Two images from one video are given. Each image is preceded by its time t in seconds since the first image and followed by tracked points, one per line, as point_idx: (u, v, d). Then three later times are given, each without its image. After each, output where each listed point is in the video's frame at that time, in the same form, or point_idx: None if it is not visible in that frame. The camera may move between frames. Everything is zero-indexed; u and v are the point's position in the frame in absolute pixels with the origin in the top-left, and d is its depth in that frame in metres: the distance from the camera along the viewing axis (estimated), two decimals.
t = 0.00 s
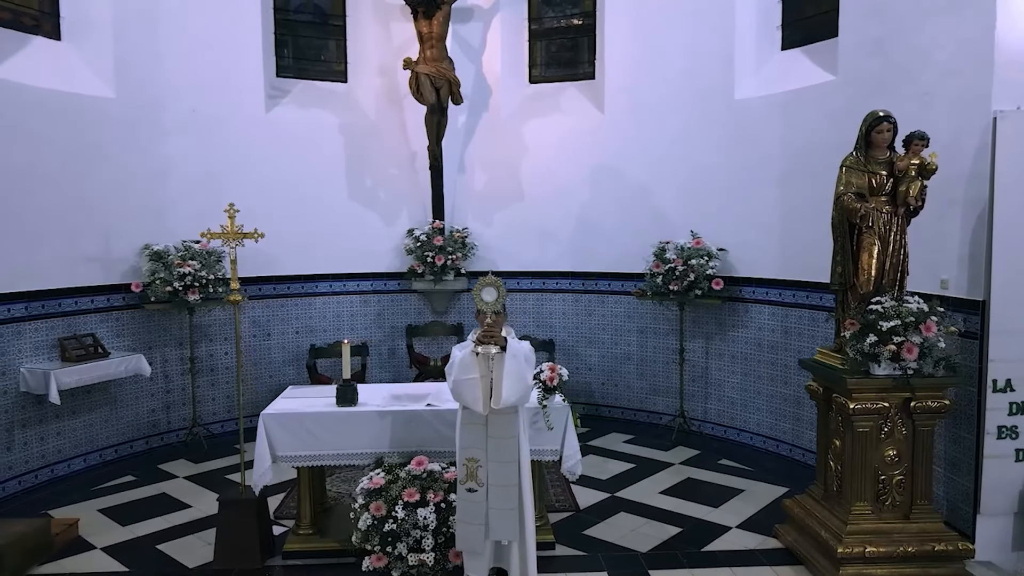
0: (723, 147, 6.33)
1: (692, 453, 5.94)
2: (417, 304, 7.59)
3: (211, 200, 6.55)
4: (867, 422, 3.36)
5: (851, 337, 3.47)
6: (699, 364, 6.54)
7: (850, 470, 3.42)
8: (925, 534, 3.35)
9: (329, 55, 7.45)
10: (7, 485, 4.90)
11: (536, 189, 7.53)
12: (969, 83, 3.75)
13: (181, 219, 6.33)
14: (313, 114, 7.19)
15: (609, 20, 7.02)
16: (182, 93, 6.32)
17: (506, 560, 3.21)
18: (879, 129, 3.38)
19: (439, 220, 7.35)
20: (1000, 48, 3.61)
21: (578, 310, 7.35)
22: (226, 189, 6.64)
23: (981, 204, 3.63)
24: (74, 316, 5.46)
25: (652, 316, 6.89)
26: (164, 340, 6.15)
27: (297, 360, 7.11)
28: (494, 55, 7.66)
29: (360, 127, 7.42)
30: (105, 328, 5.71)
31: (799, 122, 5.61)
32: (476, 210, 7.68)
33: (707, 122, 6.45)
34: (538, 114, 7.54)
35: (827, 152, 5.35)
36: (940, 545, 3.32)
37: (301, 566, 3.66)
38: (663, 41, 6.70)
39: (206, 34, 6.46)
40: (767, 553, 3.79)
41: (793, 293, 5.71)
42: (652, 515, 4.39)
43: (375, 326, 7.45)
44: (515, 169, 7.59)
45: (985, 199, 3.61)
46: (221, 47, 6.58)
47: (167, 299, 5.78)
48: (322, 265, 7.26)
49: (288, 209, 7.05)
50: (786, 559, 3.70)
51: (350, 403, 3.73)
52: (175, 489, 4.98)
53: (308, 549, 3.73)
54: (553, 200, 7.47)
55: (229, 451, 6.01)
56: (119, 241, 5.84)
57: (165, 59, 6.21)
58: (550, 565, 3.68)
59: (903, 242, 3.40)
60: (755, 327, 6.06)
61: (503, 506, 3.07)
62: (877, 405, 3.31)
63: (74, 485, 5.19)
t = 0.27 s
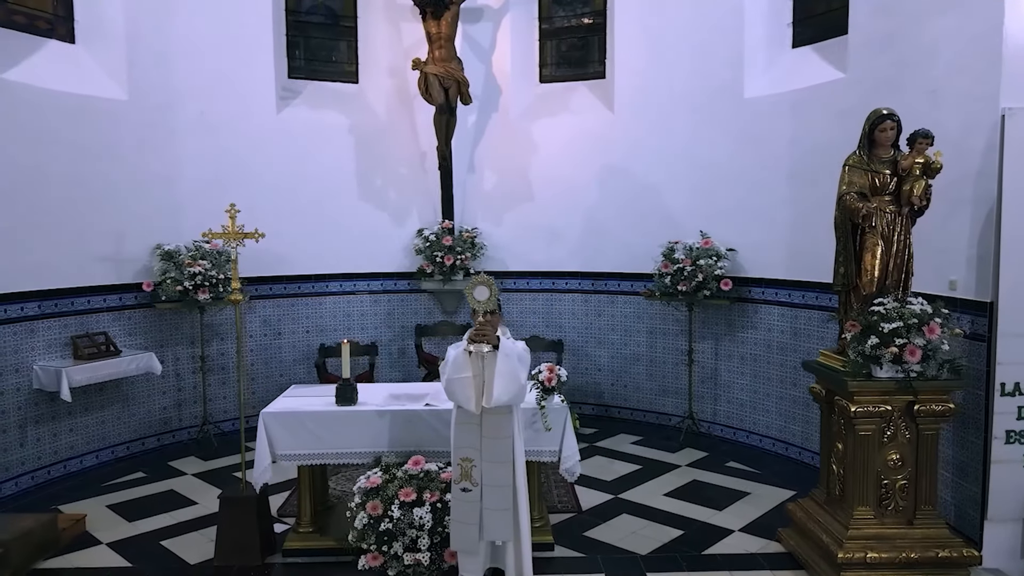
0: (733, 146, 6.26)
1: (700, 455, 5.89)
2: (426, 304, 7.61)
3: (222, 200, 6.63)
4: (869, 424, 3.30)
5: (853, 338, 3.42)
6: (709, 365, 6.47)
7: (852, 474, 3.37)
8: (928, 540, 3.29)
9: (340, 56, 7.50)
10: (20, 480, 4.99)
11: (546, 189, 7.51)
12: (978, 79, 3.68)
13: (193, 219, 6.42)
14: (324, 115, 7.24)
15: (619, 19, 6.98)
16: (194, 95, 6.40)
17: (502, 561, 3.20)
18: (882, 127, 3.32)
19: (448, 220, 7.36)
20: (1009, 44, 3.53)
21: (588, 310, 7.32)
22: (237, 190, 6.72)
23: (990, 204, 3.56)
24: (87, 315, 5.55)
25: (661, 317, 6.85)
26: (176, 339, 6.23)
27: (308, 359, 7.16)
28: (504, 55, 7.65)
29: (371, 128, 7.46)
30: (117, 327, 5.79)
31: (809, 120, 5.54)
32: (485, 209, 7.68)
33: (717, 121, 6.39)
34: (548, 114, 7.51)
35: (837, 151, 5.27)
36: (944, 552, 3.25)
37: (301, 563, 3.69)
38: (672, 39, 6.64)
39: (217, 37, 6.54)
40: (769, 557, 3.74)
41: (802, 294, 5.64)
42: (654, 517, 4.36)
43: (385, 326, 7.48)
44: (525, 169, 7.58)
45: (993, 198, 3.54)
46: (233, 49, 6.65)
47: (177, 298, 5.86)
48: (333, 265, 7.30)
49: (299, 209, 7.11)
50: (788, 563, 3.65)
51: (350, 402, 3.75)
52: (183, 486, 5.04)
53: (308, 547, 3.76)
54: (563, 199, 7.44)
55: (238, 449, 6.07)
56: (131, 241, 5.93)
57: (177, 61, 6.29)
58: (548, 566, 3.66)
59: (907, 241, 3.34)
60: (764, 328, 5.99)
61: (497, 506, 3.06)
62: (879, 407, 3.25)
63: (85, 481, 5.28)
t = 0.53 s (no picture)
0: (741, 146, 6.21)
1: (706, 456, 5.84)
2: (434, 303, 7.62)
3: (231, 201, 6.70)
4: (870, 427, 3.26)
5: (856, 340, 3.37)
6: (716, 366, 6.42)
7: (853, 478, 3.32)
8: (931, 544, 3.24)
9: (349, 56, 7.52)
10: (30, 477, 5.06)
11: (553, 189, 7.49)
12: (985, 77, 3.61)
13: (202, 219, 6.48)
14: (332, 116, 7.28)
15: (627, 18, 6.94)
16: (204, 96, 6.47)
17: (498, 561, 3.19)
18: (884, 126, 3.28)
19: (455, 220, 7.37)
20: (1016, 41, 3.46)
21: (595, 310, 7.30)
22: (245, 190, 6.77)
23: (996, 203, 3.50)
24: (97, 314, 5.62)
25: (668, 317, 6.81)
26: (185, 338, 6.29)
27: (316, 358, 7.21)
28: (511, 55, 7.64)
29: (379, 128, 7.49)
30: (127, 326, 5.86)
31: (817, 119, 5.47)
32: (493, 209, 7.67)
33: (724, 120, 6.34)
34: (556, 113, 7.49)
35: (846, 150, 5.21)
36: (947, 556, 3.20)
37: (300, 562, 3.70)
38: (680, 38, 6.60)
39: (226, 39, 6.60)
40: (769, 560, 3.70)
41: (810, 294, 5.58)
42: (656, 519, 4.33)
43: (392, 326, 7.50)
44: (532, 169, 7.56)
45: (999, 197, 3.48)
46: (241, 51, 6.71)
47: (185, 298, 5.91)
48: (341, 264, 7.33)
49: (307, 209, 7.15)
50: (789, 566, 3.62)
51: (349, 402, 3.76)
52: (189, 484, 5.09)
53: (307, 546, 3.78)
54: (570, 199, 7.42)
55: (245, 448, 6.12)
56: (141, 241, 6.00)
57: (186, 63, 6.35)
58: (546, 567, 3.65)
59: (910, 242, 3.29)
60: (772, 329, 5.93)
61: (492, 507, 3.05)
62: (880, 410, 3.21)
63: (94, 479, 5.35)
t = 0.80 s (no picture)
0: (750, 145, 6.15)
1: (713, 457, 5.79)
2: (443, 303, 7.64)
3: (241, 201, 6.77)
4: (871, 430, 3.20)
5: (857, 341, 3.32)
6: (724, 367, 6.36)
7: (853, 481, 3.27)
8: (934, 550, 3.18)
9: (358, 57, 7.55)
10: (41, 473, 5.15)
11: (562, 189, 7.47)
12: (993, 74, 3.54)
13: (212, 220, 6.55)
14: (341, 116, 7.32)
15: (635, 17, 6.89)
16: (215, 97, 6.54)
17: (494, 562, 3.19)
18: (885, 124, 3.23)
19: (464, 220, 7.37)
20: None
21: (603, 310, 7.27)
22: (255, 191, 6.84)
23: (1002, 202, 3.43)
24: (108, 313, 5.70)
25: (677, 318, 6.76)
26: (195, 336, 6.37)
27: (325, 357, 7.25)
28: (520, 55, 7.63)
29: (388, 128, 7.52)
30: (137, 325, 5.93)
31: (826, 118, 5.40)
32: (502, 209, 7.67)
33: (733, 120, 6.28)
34: (564, 113, 7.46)
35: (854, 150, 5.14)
36: (949, 562, 3.14)
37: (300, 560, 3.73)
38: (689, 37, 6.54)
39: (235, 41, 6.67)
40: (770, 564, 3.66)
41: (818, 295, 5.51)
42: (658, 521, 4.30)
43: (401, 325, 7.53)
44: (541, 169, 7.55)
45: (1006, 196, 3.42)
46: (251, 53, 6.77)
47: (195, 297, 5.98)
48: (349, 264, 7.37)
49: (316, 209, 7.20)
50: (789, 570, 3.57)
51: (349, 401, 3.78)
52: (197, 481, 5.15)
53: (307, 544, 3.80)
54: (579, 199, 7.39)
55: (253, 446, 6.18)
56: (152, 241, 6.07)
57: (196, 65, 6.42)
58: (545, 567, 3.64)
59: (914, 242, 3.24)
60: (780, 330, 5.87)
61: (487, 507, 3.05)
62: (881, 413, 3.15)
63: (104, 475, 5.43)
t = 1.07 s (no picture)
0: (759, 144, 6.09)
1: (720, 460, 5.74)
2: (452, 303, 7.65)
3: (252, 201, 6.84)
4: (872, 433, 3.15)
5: (858, 343, 3.27)
6: (733, 369, 6.29)
7: (854, 485, 3.22)
8: (937, 557, 3.12)
9: (369, 58, 7.60)
10: (53, 468, 5.24)
11: (571, 189, 7.44)
12: (1001, 72, 3.47)
13: (223, 220, 6.63)
14: (352, 117, 7.37)
15: (645, 16, 6.85)
16: (226, 99, 6.62)
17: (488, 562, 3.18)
18: (887, 122, 3.18)
19: (473, 220, 7.37)
20: None
21: (613, 311, 7.23)
22: (266, 191, 6.91)
23: (1009, 202, 3.36)
24: (120, 311, 5.79)
25: (686, 318, 6.71)
26: (206, 335, 6.44)
27: (335, 356, 7.30)
28: (530, 55, 7.61)
29: (398, 129, 7.55)
30: (149, 323, 6.02)
31: (836, 116, 5.33)
32: (511, 209, 7.66)
33: (742, 118, 6.22)
34: (574, 113, 7.44)
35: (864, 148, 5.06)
36: (952, 569, 3.08)
37: (299, 558, 3.75)
38: (699, 36, 6.48)
39: (246, 43, 6.74)
40: (771, 568, 3.62)
41: (828, 296, 5.44)
42: (660, 523, 4.27)
43: (410, 325, 7.55)
44: (550, 169, 7.53)
45: (1013, 195, 3.34)
46: (262, 54, 6.84)
47: (205, 296, 6.05)
48: (359, 264, 7.41)
49: (326, 210, 7.25)
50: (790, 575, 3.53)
51: (349, 400, 3.81)
52: (205, 478, 5.21)
53: (307, 542, 3.82)
54: (588, 199, 7.36)
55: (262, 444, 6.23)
56: (164, 241, 6.15)
57: (208, 67, 6.51)
58: (542, 569, 3.62)
59: (916, 242, 3.18)
60: (789, 331, 5.80)
61: (481, 507, 3.05)
62: (882, 416, 3.10)
63: (115, 472, 5.51)
